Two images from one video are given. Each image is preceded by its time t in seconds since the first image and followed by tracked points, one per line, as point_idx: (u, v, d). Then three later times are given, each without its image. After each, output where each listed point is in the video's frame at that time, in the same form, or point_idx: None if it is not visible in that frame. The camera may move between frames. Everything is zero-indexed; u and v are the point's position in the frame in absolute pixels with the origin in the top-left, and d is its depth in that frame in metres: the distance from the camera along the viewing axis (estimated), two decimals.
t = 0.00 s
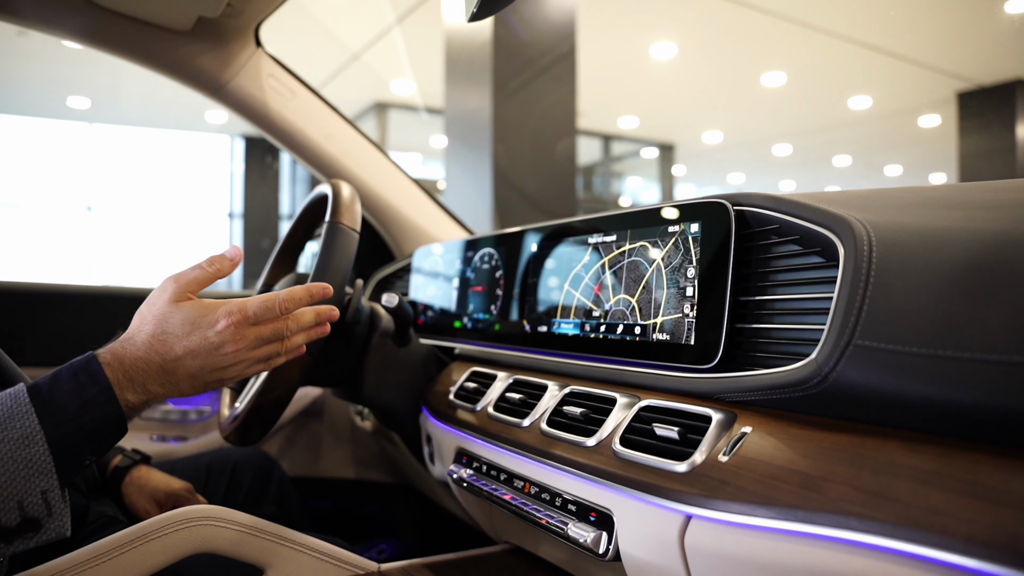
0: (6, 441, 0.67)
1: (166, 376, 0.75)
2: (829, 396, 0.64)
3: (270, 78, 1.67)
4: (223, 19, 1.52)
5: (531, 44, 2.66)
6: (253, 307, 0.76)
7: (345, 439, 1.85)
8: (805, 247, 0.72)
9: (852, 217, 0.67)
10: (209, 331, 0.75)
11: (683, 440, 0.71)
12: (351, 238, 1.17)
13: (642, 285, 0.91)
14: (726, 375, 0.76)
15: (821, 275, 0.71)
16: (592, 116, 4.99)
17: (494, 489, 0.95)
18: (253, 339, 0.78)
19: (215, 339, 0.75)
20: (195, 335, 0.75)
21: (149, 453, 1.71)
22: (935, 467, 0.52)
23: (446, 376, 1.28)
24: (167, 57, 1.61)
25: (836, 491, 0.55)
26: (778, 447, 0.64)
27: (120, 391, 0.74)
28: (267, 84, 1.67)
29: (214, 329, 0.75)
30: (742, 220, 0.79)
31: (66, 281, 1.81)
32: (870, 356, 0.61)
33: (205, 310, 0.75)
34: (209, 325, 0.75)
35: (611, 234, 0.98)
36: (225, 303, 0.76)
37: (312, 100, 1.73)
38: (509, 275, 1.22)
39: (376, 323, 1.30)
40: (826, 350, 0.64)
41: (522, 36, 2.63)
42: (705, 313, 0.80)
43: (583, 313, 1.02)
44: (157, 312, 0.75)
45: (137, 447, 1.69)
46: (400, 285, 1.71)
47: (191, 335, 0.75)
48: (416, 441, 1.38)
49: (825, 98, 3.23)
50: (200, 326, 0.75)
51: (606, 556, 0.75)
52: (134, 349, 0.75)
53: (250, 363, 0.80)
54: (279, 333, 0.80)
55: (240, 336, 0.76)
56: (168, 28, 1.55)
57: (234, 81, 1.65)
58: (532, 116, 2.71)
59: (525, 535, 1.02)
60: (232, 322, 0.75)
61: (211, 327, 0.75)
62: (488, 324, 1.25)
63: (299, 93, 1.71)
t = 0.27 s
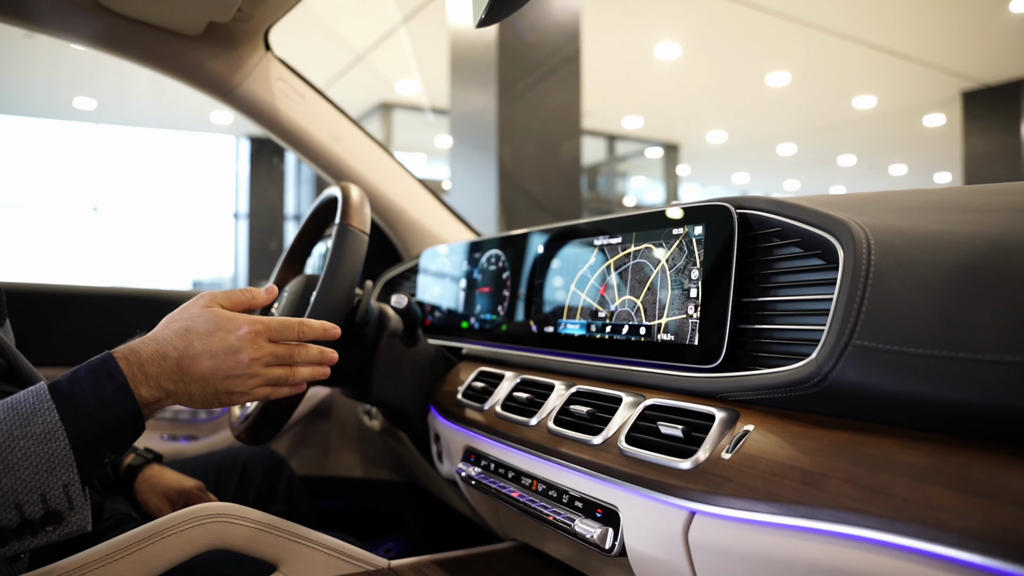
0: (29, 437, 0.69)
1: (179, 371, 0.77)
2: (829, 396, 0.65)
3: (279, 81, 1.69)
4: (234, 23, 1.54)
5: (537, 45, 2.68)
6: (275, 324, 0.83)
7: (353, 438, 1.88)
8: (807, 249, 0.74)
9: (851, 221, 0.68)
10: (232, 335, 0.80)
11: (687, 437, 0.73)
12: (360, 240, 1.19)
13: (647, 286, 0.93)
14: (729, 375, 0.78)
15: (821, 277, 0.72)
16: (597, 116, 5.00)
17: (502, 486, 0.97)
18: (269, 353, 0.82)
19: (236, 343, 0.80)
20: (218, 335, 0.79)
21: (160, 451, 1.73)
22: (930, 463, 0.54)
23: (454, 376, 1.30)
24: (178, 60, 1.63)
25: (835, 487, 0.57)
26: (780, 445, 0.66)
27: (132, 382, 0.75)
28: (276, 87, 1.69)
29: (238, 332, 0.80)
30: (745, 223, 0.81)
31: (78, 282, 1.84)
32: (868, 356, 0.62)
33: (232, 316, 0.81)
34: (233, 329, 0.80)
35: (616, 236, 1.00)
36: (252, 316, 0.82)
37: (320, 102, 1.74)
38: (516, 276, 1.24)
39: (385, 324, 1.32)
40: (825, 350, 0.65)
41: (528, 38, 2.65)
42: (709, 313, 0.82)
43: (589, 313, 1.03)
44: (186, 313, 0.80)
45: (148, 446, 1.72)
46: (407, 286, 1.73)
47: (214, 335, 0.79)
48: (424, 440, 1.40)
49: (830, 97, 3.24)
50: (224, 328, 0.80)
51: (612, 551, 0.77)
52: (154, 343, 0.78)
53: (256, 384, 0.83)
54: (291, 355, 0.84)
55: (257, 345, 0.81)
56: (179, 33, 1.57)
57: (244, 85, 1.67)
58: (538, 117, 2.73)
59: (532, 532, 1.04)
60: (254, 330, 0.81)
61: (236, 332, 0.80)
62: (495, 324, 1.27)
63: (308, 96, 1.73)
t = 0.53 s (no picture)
0: (23, 419, 0.69)
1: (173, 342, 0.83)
2: (820, 394, 0.67)
3: (282, 84, 1.71)
4: (238, 26, 1.56)
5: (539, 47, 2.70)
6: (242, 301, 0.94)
7: (356, 437, 1.90)
8: (800, 250, 0.75)
9: (844, 222, 0.70)
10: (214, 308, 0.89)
11: (682, 434, 0.75)
12: (363, 241, 1.21)
13: (645, 286, 0.94)
14: (725, 374, 0.79)
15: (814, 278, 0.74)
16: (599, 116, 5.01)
17: (502, 483, 0.98)
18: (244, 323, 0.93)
19: (220, 314, 0.89)
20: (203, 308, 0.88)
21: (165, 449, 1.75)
22: (918, 459, 0.56)
23: (455, 375, 1.32)
24: (183, 63, 1.65)
25: (825, 482, 0.59)
26: (773, 442, 0.67)
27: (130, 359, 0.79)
28: (280, 89, 1.71)
29: (218, 305, 0.90)
30: (741, 224, 0.82)
31: (84, 282, 1.86)
32: (858, 355, 0.64)
33: (211, 293, 0.90)
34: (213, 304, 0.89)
35: (615, 237, 1.02)
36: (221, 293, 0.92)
37: (324, 104, 1.76)
38: (517, 277, 1.26)
39: (387, 324, 1.34)
40: (817, 349, 0.67)
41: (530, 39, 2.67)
42: (706, 313, 0.84)
43: (589, 313, 1.05)
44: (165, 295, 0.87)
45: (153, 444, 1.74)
46: (410, 286, 1.75)
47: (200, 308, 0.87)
48: (426, 438, 1.42)
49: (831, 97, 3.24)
50: (206, 304, 0.89)
51: (609, 545, 0.78)
52: (143, 322, 0.83)
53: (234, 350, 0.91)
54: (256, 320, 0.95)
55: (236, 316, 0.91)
56: (184, 36, 1.59)
57: (248, 87, 1.69)
58: (539, 118, 2.75)
59: (532, 528, 1.06)
60: (232, 304, 0.92)
61: (218, 306, 0.90)
62: (496, 324, 1.29)
63: (311, 98, 1.74)
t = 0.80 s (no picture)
0: (30, 410, 0.71)
1: (173, 335, 0.85)
2: (818, 390, 0.68)
3: (286, 84, 1.72)
4: (243, 27, 1.57)
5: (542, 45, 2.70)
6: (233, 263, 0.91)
7: (359, 435, 1.91)
8: (798, 249, 0.76)
9: (841, 221, 0.71)
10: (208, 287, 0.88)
11: (682, 431, 0.76)
12: (366, 240, 1.22)
13: (646, 285, 0.95)
14: (724, 371, 0.80)
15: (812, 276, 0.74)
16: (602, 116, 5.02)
17: (504, 480, 0.99)
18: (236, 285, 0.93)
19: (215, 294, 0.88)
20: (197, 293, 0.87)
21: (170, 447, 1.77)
22: (912, 454, 0.57)
23: (458, 373, 1.33)
24: (188, 63, 1.66)
25: (823, 477, 0.60)
26: (771, 437, 0.68)
27: (137, 358, 0.82)
28: (284, 89, 1.72)
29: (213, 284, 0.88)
30: (740, 223, 0.83)
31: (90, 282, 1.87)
32: (855, 352, 0.65)
33: (201, 270, 0.88)
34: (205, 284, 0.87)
35: (616, 236, 1.03)
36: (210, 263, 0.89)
37: (328, 105, 1.77)
38: (519, 276, 1.27)
39: (390, 322, 1.35)
40: (814, 346, 0.68)
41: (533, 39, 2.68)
42: (706, 311, 0.85)
43: (590, 312, 1.06)
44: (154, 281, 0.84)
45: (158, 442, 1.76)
46: (412, 285, 1.76)
47: (193, 293, 0.87)
48: (428, 436, 1.43)
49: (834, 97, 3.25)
50: (200, 284, 0.88)
51: (609, 540, 0.79)
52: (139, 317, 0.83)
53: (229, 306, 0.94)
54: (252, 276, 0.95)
55: (228, 287, 0.91)
56: (189, 37, 1.60)
57: (253, 88, 1.70)
58: (543, 118, 2.76)
59: (534, 525, 1.07)
60: (224, 276, 0.90)
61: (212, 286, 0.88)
62: (498, 322, 1.30)
63: (315, 98, 1.76)
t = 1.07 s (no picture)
0: (67, 443, 0.75)
1: (213, 392, 0.85)
2: (816, 391, 0.69)
3: (289, 87, 1.73)
4: (247, 31, 1.58)
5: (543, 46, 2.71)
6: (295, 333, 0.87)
7: (362, 435, 1.92)
8: (797, 251, 0.77)
9: (839, 224, 0.72)
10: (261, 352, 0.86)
11: (682, 431, 0.77)
12: (370, 242, 1.23)
13: (647, 286, 0.96)
14: (724, 372, 0.81)
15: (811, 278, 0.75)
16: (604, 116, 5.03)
17: (507, 479, 1.00)
18: (294, 356, 0.88)
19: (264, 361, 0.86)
20: (246, 357, 0.85)
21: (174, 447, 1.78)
22: (909, 454, 0.58)
23: (461, 373, 1.34)
24: (192, 66, 1.67)
25: (820, 476, 0.61)
26: (770, 438, 0.69)
27: (173, 405, 0.84)
28: (287, 92, 1.73)
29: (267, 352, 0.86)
30: (740, 226, 0.84)
31: (95, 283, 1.88)
32: (853, 353, 0.66)
33: (252, 336, 0.85)
34: (257, 349, 0.85)
35: (618, 238, 1.04)
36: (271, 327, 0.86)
37: (331, 107, 1.79)
38: (522, 277, 1.28)
39: (393, 324, 1.36)
40: (812, 348, 0.69)
41: (534, 39, 2.69)
42: (706, 312, 0.85)
43: (592, 313, 1.07)
44: (208, 333, 0.84)
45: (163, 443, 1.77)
46: (415, 287, 1.77)
47: (242, 358, 0.85)
48: (431, 436, 1.44)
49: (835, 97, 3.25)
50: (249, 349, 0.85)
51: (611, 539, 0.80)
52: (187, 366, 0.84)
53: (287, 374, 0.91)
54: (319, 350, 0.90)
55: (284, 357, 0.87)
56: (193, 40, 1.62)
57: (256, 90, 1.72)
58: (544, 118, 2.77)
59: (536, 524, 1.08)
60: (279, 345, 0.86)
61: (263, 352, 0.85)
62: (501, 323, 1.31)
63: (318, 99, 1.77)
